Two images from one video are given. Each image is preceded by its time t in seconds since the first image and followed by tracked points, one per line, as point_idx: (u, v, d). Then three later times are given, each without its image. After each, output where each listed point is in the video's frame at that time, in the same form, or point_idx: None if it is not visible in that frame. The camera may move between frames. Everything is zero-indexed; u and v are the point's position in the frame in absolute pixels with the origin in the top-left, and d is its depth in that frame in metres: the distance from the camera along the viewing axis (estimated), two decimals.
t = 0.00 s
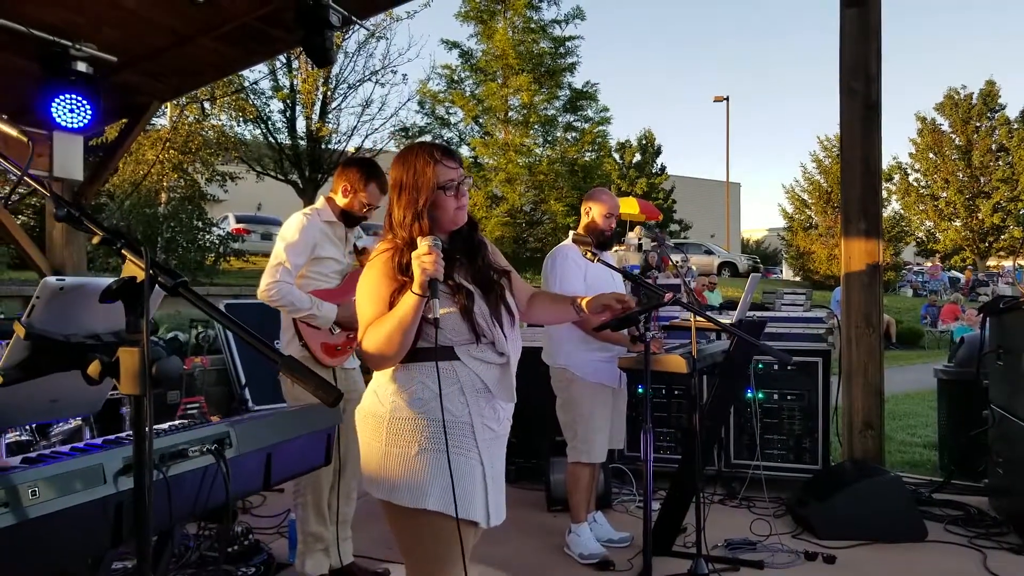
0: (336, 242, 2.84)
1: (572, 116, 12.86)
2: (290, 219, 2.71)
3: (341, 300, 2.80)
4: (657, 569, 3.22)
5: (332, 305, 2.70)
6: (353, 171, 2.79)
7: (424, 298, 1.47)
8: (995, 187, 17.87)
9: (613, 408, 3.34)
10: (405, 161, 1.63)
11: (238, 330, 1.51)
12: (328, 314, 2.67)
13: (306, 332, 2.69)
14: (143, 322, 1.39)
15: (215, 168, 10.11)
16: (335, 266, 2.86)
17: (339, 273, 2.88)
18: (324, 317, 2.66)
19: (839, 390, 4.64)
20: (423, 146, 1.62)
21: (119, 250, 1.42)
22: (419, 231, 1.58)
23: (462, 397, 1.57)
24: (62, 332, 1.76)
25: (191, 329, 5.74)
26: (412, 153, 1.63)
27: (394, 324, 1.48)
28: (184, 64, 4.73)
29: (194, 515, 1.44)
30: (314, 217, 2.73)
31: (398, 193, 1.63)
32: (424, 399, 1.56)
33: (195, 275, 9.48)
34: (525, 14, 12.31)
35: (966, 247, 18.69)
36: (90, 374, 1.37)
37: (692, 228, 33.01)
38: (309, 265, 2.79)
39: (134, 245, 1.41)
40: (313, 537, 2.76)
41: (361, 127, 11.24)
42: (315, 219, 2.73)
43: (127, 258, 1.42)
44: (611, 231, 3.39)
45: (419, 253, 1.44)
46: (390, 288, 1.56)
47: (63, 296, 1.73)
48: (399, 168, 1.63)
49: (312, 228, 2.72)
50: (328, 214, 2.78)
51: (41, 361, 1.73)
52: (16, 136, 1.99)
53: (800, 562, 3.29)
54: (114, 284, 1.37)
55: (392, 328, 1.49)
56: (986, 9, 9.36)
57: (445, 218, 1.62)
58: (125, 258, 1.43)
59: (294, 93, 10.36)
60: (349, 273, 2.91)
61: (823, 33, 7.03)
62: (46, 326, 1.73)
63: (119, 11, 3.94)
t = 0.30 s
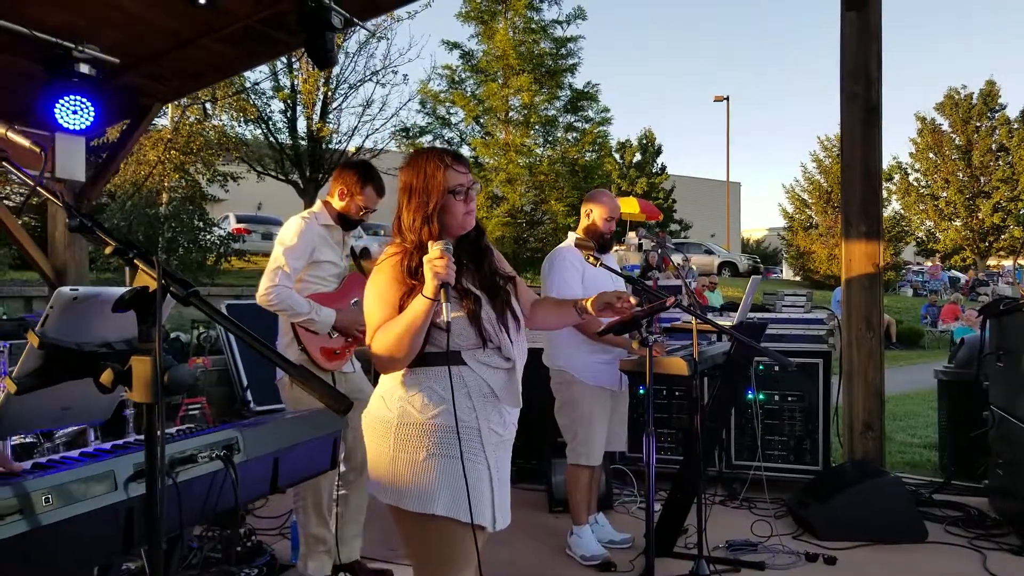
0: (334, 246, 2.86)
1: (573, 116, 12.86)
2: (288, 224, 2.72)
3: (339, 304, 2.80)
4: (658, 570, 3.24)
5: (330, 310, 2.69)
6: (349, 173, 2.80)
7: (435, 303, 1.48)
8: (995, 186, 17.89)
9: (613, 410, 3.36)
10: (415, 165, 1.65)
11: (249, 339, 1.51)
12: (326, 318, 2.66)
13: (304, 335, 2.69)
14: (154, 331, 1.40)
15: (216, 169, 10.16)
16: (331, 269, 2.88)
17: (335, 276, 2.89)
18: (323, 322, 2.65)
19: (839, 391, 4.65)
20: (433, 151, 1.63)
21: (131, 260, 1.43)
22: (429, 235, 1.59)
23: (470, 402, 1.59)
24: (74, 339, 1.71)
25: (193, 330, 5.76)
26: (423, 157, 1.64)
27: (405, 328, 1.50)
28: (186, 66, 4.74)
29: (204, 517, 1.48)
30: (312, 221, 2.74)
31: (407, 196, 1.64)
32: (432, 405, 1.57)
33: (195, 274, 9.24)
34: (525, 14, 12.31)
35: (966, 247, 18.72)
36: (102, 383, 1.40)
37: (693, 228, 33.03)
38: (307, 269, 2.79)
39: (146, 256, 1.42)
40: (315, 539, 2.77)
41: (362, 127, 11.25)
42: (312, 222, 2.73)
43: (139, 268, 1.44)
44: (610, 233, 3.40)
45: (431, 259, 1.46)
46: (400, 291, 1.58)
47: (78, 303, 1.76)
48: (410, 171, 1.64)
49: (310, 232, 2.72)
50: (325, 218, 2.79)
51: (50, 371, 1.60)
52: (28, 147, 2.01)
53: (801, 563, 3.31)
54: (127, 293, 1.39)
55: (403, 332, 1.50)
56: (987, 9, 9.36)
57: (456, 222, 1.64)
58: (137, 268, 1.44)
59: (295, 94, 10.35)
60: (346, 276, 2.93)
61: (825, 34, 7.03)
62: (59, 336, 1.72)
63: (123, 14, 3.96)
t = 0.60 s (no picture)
0: (334, 251, 2.86)
1: (573, 117, 12.85)
2: (289, 229, 2.72)
3: (340, 310, 2.81)
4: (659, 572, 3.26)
5: (331, 316, 2.70)
6: (351, 180, 2.82)
7: (447, 307, 1.50)
8: (994, 186, 17.92)
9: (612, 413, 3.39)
10: (422, 170, 1.66)
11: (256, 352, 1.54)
12: (327, 324, 2.68)
13: (305, 340, 2.71)
14: (162, 344, 1.43)
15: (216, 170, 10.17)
16: (332, 274, 2.88)
17: (336, 281, 2.90)
18: (324, 327, 2.67)
19: (838, 393, 4.67)
20: (441, 157, 1.65)
21: (140, 274, 1.46)
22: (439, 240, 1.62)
23: (480, 407, 1.61)
24: (84, 354, 1.69)
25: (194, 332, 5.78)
26: (430, 163, 1.66)
27: (418, 333, 1.51)
28: (187, 70, 4.76)
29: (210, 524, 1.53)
30: (313, 226, 2.74)
31: (416, 202, 1.66)
32: (444, 411, 1.58)
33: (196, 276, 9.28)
34: (525, 15, 12.32)
35: (965, 246, 18.75)
36: (112, 394, 1.46)
37: (692, 228, 33.02)
38: (308, 274, 2.80)
39: (155, 269, 1.45)
40: (317, 542, 2.79)
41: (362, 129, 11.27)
42: (313, 228, 2.74)
43: (148, 281, 1.46)
44: (607, 236, 3.41)
45: (444, 262, 1.47)
46: (410, 297, 1.59)
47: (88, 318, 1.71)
48: (417, 177, 1.66)
49: (311, 237, 2.72)
50: (326, 223, 2.79)
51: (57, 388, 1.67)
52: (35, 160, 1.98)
53: (800, 564, 3.33)
54: (136, 307, 1.41)
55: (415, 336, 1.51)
56: (986, 10, 9.38)
57: (463, 228, 1.66)
58: (146, 282, 1.47)
59: (295, 95, 10.36)
60: (346, 281, 2.94)
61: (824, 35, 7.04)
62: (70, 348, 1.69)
63: (123, 17, 3.97)
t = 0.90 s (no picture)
0: (338, 254, 2.87)
1: (572, 117, 12.86)
2: (292, 232, 2.73)
3: (343, 313, 2.83)
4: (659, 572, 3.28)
5: (334, 318, 2.72)
6: (353, 183, 2.85)
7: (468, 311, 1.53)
8: (993, 185, 17.93)
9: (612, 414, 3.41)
10: (434, 175, 1.69)
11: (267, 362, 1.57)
12: (330, 326, 2.69)
13: (308, 342, 2.73)
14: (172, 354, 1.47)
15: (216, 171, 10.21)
16: (336, 277, 2.89)
17: (339, 283, 2.92)
18: (326, 331, 2.68)
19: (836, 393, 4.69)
20: (451, 162, 1.68)
21: (151, 283, 1.47)
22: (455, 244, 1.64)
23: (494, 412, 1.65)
24: (96, 362, 1.68)
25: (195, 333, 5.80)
26: (442, 168, 1.68)
27: (441, 337, 1.54)
28: (188, 72, 4.77)
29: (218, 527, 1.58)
30: (316, 230, 2.75)
31: (428, 207, 1.68)
32: (463, 416, 1.62)
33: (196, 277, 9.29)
34: (525, 15, 12.33)
35: (964, 245, 18.75)
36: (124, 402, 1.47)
37: (692, 227, 33.04)
38: (312, 277, 2.81)
39: (166, 279, 1.47)
40: (320, 542, 2.81)
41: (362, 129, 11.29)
42: (317, 231, 2.75)
43: (159, 291, 1.48)
44: (606, 238, 3.40)
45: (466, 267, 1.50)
46: (427, 302, 1.62)
47: (99, 328, 1.80)
48: (430, 182, 1.68)
49: (315, 241, 2.74)
50: (330, 226, 2.79)
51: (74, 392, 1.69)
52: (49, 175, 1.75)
53: (799, 564, 3.35)
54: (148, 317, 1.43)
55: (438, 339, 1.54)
56: (985, 12, 9.40)
57: (476, 231, 1.69)
58: (157, 291, 1.49)
59: (295, 96, 10.36)
60: (349, 284, 2.96)
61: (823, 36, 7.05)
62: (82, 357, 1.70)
63: (125, 20, 3.99)
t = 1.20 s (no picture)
0: (340, 256, 2.89)
1: (572, 117, 12.89)
2: (295, 235, 2.75)
3: (346, 314, 2.86)
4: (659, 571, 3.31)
5: (337, 318, 2.74)
6: (355, 186, 2.88)
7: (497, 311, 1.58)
8: (992, 184, 17.94)
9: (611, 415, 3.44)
10: (447, 178, 1.72)
11: (276, 367, 1.59)
12: (333, 327, 2.71)
13: (312, 344, 2.76)
14: (184, 358, 1.48)
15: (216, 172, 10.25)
16: (338, 279, 2.91)
17: (341, 285, 2.94)
18: (329, 330, 2.70)
19: (835, 393, 4.71)
20: (461, 165, 1.72)
21: (163, 290, 1.51)
22: (473, 245, 1.68)
23: (510, 414, 1.72)
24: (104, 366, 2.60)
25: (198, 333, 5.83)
26: (455, 171, 1.72)
27: (472, 336, 1.57)
28: (189, 73, 4.78)
29: (225, 528, 1.62)
30: (319, 233, 2.76)
31: (441, 210, 1.71)
32: (480, 421, 1.67)
33: (196, 277, 9.31)
34: (525, 15, 12.33)
35: (963, 244, 18.78)
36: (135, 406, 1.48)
37: (691, 227, 33.10)
38: (315, 279, 2.83)
39: (177, 286, 1.50)
40: (322, 542, 2.83)
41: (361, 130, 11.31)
42: (321, 233, 2.77)
43: (170, 297, 1.51)
44: (605, 241, 3.42)
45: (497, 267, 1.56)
46: (451, 304, 1.65)
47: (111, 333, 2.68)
48: (443, 186, 1.71)
49: (318, 243, 2.76)
50: (333, 229, 2.81)
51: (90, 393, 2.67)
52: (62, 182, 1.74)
53: (798, 564, 3.37)
54: (160, 323, 1.46)
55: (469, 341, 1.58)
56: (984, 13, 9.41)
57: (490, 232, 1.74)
58: (168, 298, 1.52)
59: (295, 96, 10.38)
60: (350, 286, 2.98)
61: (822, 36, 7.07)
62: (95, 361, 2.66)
63: (125, 22, 4.00)
